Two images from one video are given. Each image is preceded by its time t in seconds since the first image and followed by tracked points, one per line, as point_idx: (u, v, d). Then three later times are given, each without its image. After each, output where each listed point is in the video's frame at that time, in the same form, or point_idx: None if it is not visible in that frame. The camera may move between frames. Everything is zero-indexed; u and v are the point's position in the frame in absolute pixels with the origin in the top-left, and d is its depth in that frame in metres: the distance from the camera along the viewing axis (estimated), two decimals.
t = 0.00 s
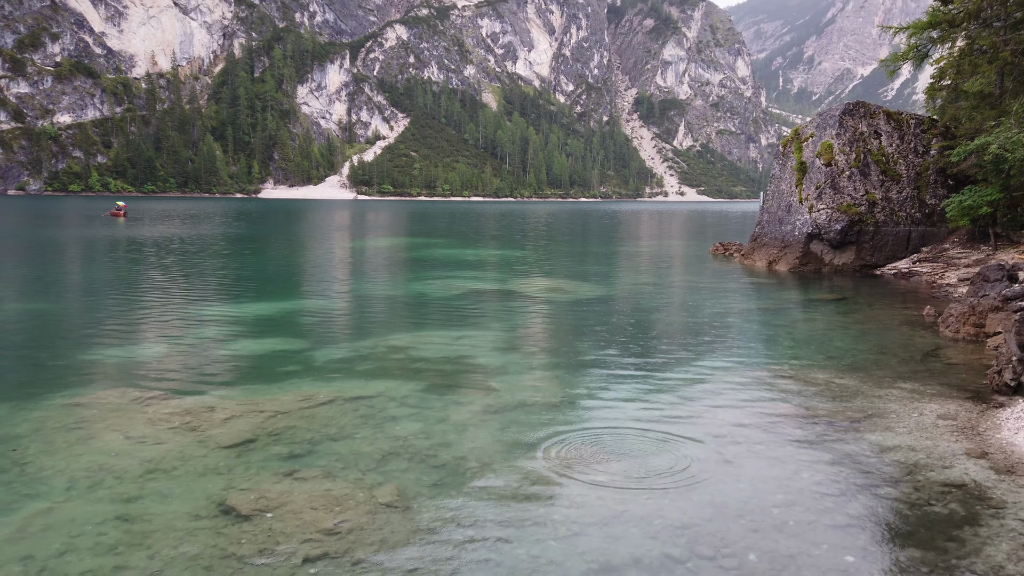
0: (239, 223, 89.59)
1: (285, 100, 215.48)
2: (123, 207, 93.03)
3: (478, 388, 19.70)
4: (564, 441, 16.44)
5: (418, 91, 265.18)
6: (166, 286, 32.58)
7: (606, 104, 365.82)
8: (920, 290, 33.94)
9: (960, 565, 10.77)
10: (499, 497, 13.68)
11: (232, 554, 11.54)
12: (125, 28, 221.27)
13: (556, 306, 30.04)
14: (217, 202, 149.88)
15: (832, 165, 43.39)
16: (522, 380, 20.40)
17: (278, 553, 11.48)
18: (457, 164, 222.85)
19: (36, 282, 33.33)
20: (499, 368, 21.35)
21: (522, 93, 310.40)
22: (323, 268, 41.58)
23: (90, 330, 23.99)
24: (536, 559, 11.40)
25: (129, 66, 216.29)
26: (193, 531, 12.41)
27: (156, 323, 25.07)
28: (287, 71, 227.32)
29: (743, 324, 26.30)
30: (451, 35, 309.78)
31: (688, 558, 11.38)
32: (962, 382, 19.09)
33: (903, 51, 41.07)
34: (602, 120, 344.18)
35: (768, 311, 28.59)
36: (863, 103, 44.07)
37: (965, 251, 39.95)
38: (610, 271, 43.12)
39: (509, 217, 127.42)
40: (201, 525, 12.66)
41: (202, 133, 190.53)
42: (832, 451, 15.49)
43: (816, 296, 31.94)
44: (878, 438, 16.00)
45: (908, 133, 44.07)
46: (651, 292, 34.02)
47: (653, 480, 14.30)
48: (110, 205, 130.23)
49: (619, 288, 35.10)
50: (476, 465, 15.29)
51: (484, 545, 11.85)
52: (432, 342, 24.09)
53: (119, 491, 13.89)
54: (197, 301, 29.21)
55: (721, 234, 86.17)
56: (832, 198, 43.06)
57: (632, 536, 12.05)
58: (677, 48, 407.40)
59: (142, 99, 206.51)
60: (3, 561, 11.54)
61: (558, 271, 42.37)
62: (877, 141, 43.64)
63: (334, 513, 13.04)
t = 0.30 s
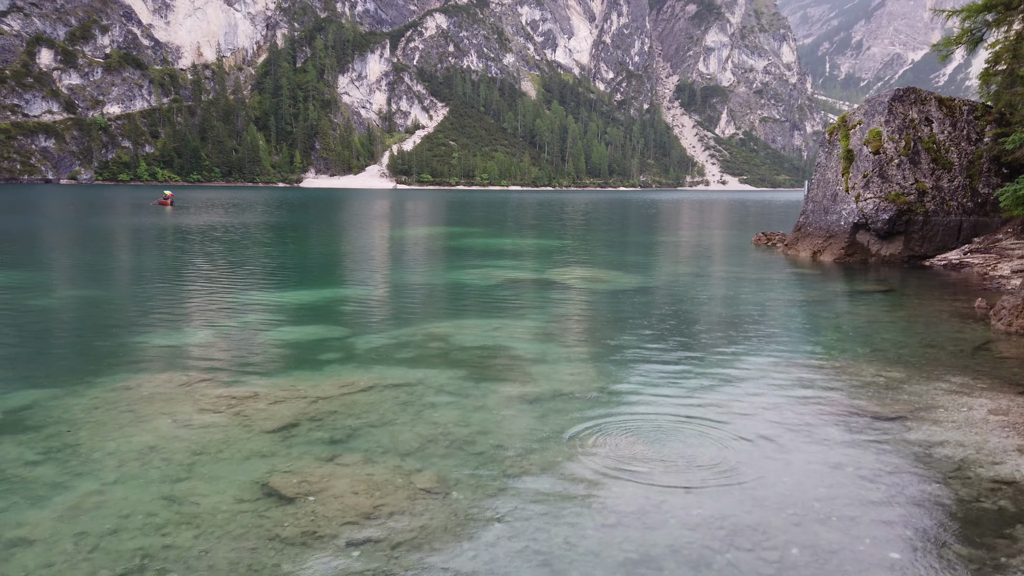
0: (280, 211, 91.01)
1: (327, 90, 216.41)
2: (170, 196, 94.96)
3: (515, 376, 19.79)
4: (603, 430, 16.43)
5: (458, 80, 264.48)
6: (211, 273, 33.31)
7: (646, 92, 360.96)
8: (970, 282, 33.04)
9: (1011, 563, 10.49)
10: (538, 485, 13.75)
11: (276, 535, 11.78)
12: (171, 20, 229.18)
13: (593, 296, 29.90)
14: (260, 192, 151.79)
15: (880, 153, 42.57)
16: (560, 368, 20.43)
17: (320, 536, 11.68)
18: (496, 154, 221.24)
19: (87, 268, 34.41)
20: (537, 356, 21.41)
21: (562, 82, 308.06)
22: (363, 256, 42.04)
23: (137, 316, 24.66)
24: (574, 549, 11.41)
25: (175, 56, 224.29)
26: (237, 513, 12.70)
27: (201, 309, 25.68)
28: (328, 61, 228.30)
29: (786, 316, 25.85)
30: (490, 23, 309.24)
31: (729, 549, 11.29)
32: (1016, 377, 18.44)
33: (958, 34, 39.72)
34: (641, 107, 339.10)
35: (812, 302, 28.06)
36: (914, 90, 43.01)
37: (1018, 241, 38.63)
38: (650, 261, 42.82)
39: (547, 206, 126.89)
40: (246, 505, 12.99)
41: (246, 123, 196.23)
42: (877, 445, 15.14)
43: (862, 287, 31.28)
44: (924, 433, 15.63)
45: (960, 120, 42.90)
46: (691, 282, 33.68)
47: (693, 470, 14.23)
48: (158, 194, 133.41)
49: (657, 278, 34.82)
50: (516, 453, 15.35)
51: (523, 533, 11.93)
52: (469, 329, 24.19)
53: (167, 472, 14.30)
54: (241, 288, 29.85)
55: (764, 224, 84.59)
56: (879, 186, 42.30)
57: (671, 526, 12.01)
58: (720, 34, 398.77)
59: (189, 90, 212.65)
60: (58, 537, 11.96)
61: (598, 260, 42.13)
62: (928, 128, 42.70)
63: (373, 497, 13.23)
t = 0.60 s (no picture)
0: (316, 204, 92.34)
1: (363, 84, 217.76)
2: (211, 189, 96.64)
3: (550, 369, 19.85)
4: (637, 424, 16.37)
5: (493, 73, 263.92)
6: (248, 265, 33.92)
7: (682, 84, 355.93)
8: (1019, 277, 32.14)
9: None
10: (571, 478, 13.78)
11: (314, 522, 12.01)
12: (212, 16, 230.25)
13: (627, 289, 29.83)
14: (295, 185, 153.45)
15: (924, 144, 41.55)
16: (594, 362, 20.43)
17: (356, 524, 11.86)
18: (530, 147, 219.79)
19: (130, 260, 35.29)
20: (571, 349, 21.42)
21: (597, 74, 305.84)
22: (397, 249, 42.40)
23: (178, 306, 25.28)
24: (607, 540, 11.47)
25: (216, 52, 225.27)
26: (276, 500, 12.97)
27: (239, 301, 26.18)
28: (365, 55, 229.73)
29: (823, 310, 25.49)
30: (525, 16, 308.24)
31: (765, 546, 11.20)
32: None
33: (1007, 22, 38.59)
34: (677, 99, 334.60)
35: (851, 297, 27.61)
36: (959, 80, 42.16)
37: None
38: (685, 254, 42.45)
39: (582, 199, 126.02)
40: (285, 493, 13.26)
41: (284, 117, 200.13)
42: (918, 443, 14.85)
43: (904, 282, 30.67)
44: (967, 431, 15.28)
45: (1008, 111, 41.70)
46: (727, 277, 33.28)
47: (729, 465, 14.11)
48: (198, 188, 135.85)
49: (693, 271, 34.52)
50: (550, 445, 15.39)
51: (556, 524, 12.01)
52: (503, 322, 24.32)
53: (209, 459, 14.66)
54: (279, 280, 30.37)
55: (803, 218, 83.05)
56: (922, 178, 41.32)
57: (705, 520, 11.98)
58: (758, 24, 390.64)
59: (229, 84, 215.77)
60: (104, 519, 12.36)
61: (631, 254, 41.94)
62: (974, 119, 41.63)
63: (408, 486, 13.39)
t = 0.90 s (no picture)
0: (347, 200, 93.21)
1: (395, 80, 218.80)
2: (246, 184, 97.35)
3: (580, 365, 19.85)
4: (668, 421, 16.29)
5: (523, 68, 263.16)
6: (281, 260, 34.40)
7: (715, 77, 350.89)
8: None
9: None
10: (602, 473, 13.78)
11: (346, 515, 12.16)
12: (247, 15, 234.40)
13: (658, 285, 29.66)
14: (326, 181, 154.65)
15: (963, 138, 40.77)
16: (625, 358, 20.38)
17: (388, 516, 12.01)
18: (560, 141, 218.14)
19: (166, 254, 36.08)
20: (601, 346, 21.38)
21: (628, 68, 303.09)
22: (427, 244, 42.65)
23: (213, 301, 25.73)
24: (639, 537, 11.44)
25: (251, 49, 229.22)
26: (311, 492, 13.18)
27: (272, 295, 26.57)
28: (396, 51, 230.68)
29: (858, 308, 25.08)
30: (556, 11, 306.66)
31: (797, 543, 11.11)
32: None
33: None
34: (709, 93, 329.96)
35: (888, 294, 27.14)
36: (1001, 72, 41.44)
37: None
38: (717, 250, 42.01)
39: (614, 195, 124.92)
40: (319, 485, 13.42)
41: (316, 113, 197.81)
42: (956, 443, 14.56)
43: (943, 279, 30.09)
44: (1008, 432, 14.92)
45: None
46: (759, 273, 32.94)
47: (761, 463, 14.00)
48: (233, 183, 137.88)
49: (725, 268, 34.12)
50: (579, 440, 15.41)
51: (586, 520, 12.00)
52: (533, 318, 24.34)
53: (244, 450, 14.93)
54: (312, 275, 30.79)
55: (839, 213, 81.52)
56: (962, 173, 40.47)
57: (738, 519, 11.87)
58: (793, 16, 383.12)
59: (263, 82, 215.81)
60: (143, 509, 12.62)
61: (662, 249, 41.61)
62: (1017, 112, 40.82)
63: (439, 481, 13.48)
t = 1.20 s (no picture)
0: (375, 199, 93.83)
1: (423, 80, 219.60)
2: (276, 184, 97.77)
3: (606, 364, 19.78)
4: (695, 420, 16.21)
5: (551, 66, 262.29)
6: (309, 258, 34.79)
7: (745, 74, 346.29)
8: None
9: None
10: (630, 472, 13.75)
11: (375, 510, 12.28)
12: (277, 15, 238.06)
13: (686, 285, 29.43)
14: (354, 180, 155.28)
15: (1001, 135, 39.65)
16: (650, 357, 20.30)
17: (416, 513, 12.08)
18: (588, 140, 216.63)
19: (197, 252, 36.70)
20: (629, 345, 21.29)
21: (656, 65, 300.56)
22: (453, 243, 42.82)
23: (243, 298, 26.14)
24: (666, 537, 11.39)
25: (281, 50, 232.10)
26: (339, 488, 13.31)
27: (301, 293, 26.89)
28: (424, 50, 231.65)
29: (890, 308, 24.66)
30: (584, 9, 305.27)
31: (826, 546, 10.99)
32: None
33: None
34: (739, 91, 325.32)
35: (922, 295, 26.68)
36: None
37: None
38: (746, 250, 41.54)
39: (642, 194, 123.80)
40: (347, 481, 13.58)
41: (346, 113, 204.27)
42: (994, 449, 14.17)
43: (980, 279, 29.43)
44: None
45: None
46: (790, 272, 32.54)
47: (789, 463, 13.90)
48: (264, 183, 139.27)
49: (755, 267, 33.71)
50: (605, 440, 15.38)
51: (612, 518, 11.98)
52: (560, 317, 24.33)
53: (274, 447, 15.12)
54: (341, 273, 31.09)
55: (872, 212, 79.97)
56: (1000, 170, 39.41)
57: (767, 521, 11.74)
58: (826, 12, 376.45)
59: (294, 83, 219.48)
60: (176, 502, 12.86)
61: (690, 249, 41.28)
62: None
63: (466, 478, 13.55)
